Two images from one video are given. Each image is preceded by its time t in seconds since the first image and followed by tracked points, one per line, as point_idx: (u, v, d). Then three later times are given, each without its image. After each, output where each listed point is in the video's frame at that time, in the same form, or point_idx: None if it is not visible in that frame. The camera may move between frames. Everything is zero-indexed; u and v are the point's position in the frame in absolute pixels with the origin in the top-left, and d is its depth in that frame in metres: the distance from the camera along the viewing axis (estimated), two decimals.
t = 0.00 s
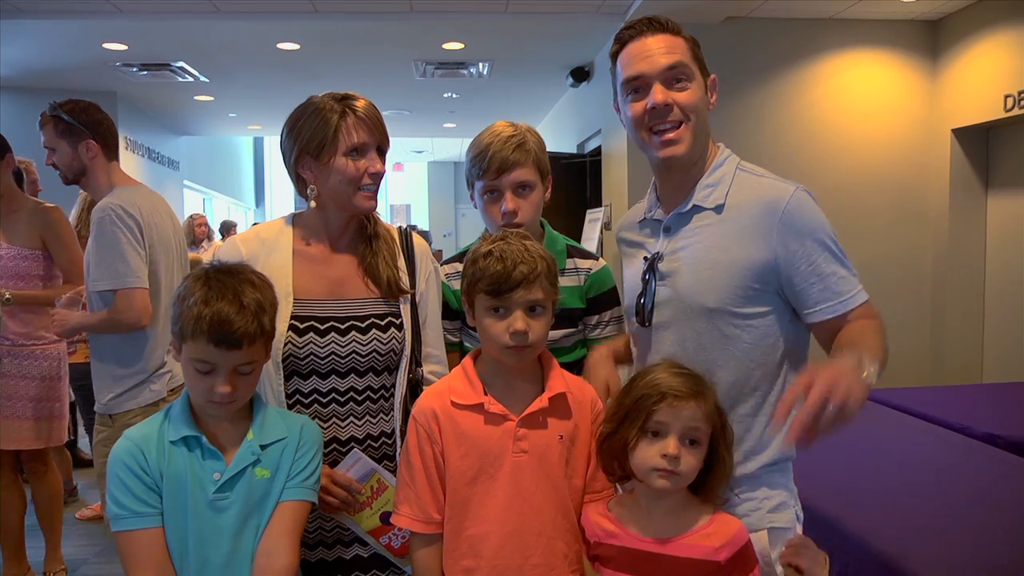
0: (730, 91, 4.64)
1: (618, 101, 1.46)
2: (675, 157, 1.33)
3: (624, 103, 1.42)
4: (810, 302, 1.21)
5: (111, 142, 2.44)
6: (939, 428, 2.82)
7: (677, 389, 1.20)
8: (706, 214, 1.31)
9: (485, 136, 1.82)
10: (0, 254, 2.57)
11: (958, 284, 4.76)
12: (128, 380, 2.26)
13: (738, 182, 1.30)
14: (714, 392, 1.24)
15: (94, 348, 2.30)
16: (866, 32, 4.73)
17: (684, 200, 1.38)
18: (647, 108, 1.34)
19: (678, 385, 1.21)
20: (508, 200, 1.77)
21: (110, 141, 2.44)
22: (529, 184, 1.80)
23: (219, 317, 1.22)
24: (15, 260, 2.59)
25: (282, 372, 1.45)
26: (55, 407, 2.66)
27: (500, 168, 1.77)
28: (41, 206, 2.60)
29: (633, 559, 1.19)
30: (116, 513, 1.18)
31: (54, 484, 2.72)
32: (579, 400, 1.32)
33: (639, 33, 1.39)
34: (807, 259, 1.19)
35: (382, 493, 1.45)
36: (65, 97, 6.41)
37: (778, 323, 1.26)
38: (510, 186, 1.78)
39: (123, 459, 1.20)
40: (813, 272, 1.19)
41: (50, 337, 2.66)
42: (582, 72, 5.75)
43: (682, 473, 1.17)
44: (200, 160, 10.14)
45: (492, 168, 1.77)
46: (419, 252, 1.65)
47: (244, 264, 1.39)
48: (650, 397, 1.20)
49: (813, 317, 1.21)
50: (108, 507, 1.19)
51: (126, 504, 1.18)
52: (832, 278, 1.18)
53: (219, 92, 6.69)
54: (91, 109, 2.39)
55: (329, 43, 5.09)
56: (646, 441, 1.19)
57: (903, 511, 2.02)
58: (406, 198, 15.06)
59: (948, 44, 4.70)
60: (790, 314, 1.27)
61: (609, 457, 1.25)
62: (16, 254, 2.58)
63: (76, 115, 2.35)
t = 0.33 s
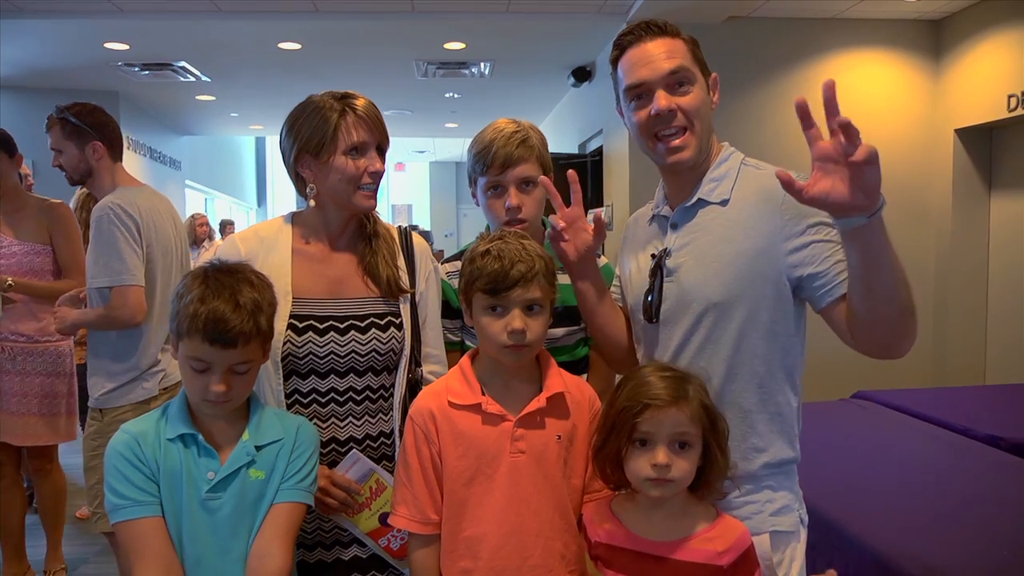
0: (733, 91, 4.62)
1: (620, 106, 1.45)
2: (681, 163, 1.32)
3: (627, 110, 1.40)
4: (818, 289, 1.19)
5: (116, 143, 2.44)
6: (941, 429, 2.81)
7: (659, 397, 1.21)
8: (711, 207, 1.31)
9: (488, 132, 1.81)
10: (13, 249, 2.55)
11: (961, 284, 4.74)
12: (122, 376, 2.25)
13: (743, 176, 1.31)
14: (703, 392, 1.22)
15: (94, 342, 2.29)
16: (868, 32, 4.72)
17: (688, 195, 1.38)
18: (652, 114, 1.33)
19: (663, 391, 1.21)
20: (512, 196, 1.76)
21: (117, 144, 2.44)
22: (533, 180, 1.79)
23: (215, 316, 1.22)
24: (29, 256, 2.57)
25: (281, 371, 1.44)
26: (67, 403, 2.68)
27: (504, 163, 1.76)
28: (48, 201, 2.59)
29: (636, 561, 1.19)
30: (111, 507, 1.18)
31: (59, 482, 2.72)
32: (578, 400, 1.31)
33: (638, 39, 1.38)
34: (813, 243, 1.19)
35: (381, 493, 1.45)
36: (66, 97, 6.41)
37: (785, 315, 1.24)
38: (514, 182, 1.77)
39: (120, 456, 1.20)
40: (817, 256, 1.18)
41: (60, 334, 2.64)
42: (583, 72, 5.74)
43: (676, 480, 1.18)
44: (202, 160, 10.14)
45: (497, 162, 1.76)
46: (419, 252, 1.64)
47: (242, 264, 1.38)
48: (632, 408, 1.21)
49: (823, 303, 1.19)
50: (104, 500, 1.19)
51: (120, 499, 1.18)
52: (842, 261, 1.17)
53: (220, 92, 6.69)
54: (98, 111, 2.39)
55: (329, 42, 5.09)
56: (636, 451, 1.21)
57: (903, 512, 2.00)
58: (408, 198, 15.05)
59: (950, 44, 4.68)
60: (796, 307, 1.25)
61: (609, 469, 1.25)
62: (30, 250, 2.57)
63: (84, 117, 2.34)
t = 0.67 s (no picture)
0: (734, 90, 4.62)
1: (618, 105, 1.44)
2: (676, 162, 1.32)
3: (625, 109, 1.39)
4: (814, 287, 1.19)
5: (119, 148, 2.43)
6: (943, 429, 2.80)
7: (664, 396, 1.20)
8: (707, 207, 1.31)
9: (489, 133, 1.80)
10: (24, 250, 2.56)
11: (963, 283, 4.73)
12: (119, 376, 2.24)
13: (739, 175, 1.31)
14: (707, 392, 1.21)
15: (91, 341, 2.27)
16: (870, 31, 4.71)
17: (684, 195, 1.37)
18: (650, 117, 1.31)
19: (666, 393, 1.20)
20: (514, 198, 1.76)
21: (119, 150, 2.42)
22: (535, 182, 1.79)
23: (207, 319, 1.21)
24: (41, 256, 2.59)
25: (279, 373, 1.45)
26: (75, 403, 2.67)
27: (507, 165, 1.75)
28: (57, 204, 2.66)
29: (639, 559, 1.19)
30: (108, 509, 1.18)
31: (63, 484, 2.70)
32: (577, 400, 1.31)
33: (638, 39, 1.37)
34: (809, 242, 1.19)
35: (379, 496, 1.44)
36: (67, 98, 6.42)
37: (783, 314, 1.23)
38: (517, 184, 1.77)
39: (117, 458, 1.20)
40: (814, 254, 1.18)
41: (69, 333, 2.64)
42: (584, 72, 5.74)
43: (680, 480, 1.18)
44: (203, 161, 10.14)
45: (499, 164, 1.75)
46: (418, 252, 1.64)
47: (234, 266, 1.38)
48: (636, 410, 1.21)
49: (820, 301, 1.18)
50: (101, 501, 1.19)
51: (116, 501, 1.18)
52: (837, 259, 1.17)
53: (221, 93, 6.69)
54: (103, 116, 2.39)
55: (330, 43, 5.08)
56: (640, 451, 1.21)
57: (904, 512, 2.00)
58: (409, 198, 15.06)
59: (952, 42, 4.67)
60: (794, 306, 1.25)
61: (617, 465, 1.24)
62: (41, 250, 2.59)
63: (84, 120, 2.34)
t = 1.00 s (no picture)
0: (734, 88, 4.61)
1: (608, 93, 1.43)
2: (662, 150, 1.31)
3: (613, 95, 1.38)
4: (802, 301, 1.16)
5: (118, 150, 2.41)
6: (945, 427, 2.79)
7: (668, 397, 1.19)
8: (691, 212, 1.28)
9: (489, 133, 1.80)
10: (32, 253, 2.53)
11: (964, 281, 4.73)
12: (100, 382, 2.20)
13: (725, 176, 1.27)
14: (711, 394, 1.21)
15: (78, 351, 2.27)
16: (870, 29, 4.70)
17: (671, 197, 1.35)
18: (639, 100, 1.31)
19: (670, 393, 1.20)
20: (517, 197, 1.76)
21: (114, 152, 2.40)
22: (537, 181, 1.79)
23: (202, 322, 1.21)
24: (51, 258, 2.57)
25: (278, 375, 1.45)
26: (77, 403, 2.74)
27: (510, 164, 1.75)
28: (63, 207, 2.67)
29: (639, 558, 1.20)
30: (107, 513, 1.18)
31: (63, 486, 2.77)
32: (579, 399, 1.30)
33: (633, 25, 1.36)
34: (795, 256, 1.16)
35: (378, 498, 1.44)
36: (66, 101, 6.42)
37: (776, 319, 1.23)
38: (519, 183, 1.77)
39: (117, 460, 1.20)
40: (801, 269, 1.15)
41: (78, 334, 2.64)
42: (584, 72, 5.75)
43: (683, 480, 1.18)
44: (204, 162, 10.16)
45: (502, 163, 1.75)
46: (416, 252, 1.64)
47: (226, 267, 1.37)
48: (639, 410, 1.20)
49: (808, 316, 1.16)
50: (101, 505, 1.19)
51: (116, 505, 1.18)
52: (823, 275, 1.14)
53: (221, 94, 6.69)
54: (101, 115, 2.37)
55: (330, 43, 5.08)
56: (644, 450, 1.21)
57: (906, 510, 1.99)
58: (410, 198, 15.07)
59: (953, 39, 4.66)
60: (785, 315, 1.24)
61: (619, 464, 1.24)
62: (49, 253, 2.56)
63: (79, 119, 2.33)
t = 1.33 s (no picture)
0: (735, 86, 4.61)
1: (605, 91, 1.43)
2: (661, 152, 1.31)
3: (611, 94, 1.38)
4: (793, 306, 1.16)
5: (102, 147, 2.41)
6: (947, 425, 2.79)
7: (670, 398, 1.19)
8: (690, 214, 1.28)
9: (487, 131, 1.79)
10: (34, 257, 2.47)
11: (967, 279, 4.73)
12: (85, 381, 2.21)
13: (723, 178, 1.27)
14: (712, 394, 1.21)
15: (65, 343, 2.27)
16: (871, 26, 4.70)
17: (671, 197, 1.35)
18: (635, 99, 1.31)
19: (671, 394, 1.20)
20: (513, 195, 1.76)
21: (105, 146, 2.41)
22: (534, 179, 1.78)
23: (204, 324, 1.21)
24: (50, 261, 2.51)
25: (281, 374, 1.45)
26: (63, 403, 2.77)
27: (506, 162, 1.75)
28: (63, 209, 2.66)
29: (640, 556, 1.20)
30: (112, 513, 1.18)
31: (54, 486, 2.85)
32: (583, 397, 1.30)
33: (631, 21, 1.36)
34: (788, 261, 1.15)
35: (382, 496, 1.44)
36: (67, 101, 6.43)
37: (773, 323, 1.23)
38: (516, 181, 1.77)
39: (123, 459, 1.20)
40: (792, 275, 1.15)
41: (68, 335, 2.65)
42: (585, 70, 5.74)
43: (685, 479, 1.18)
44: (205, 162, 10.16)
45: (498, 161, 1.75)
46: (418, 252, 1.64)
47: (228, 268, 1.37)
48: (641, 411, 1.20)
49: (797, 322, 1.16)
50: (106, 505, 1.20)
51: (120, 505, 1.18)
52: (815, 282, 1.13)
53: (222, 94, 6.70)
54: (85, 110, 2.38)
55: (331, 43, 5.08)
56: (646, 451, 1.21)
57: (909, 508, 1.99)
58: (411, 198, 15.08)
59: (954, 36, 4.65)
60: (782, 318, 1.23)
61: (621, 464, 1.24)
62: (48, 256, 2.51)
63: (67, 114, 2.35)
